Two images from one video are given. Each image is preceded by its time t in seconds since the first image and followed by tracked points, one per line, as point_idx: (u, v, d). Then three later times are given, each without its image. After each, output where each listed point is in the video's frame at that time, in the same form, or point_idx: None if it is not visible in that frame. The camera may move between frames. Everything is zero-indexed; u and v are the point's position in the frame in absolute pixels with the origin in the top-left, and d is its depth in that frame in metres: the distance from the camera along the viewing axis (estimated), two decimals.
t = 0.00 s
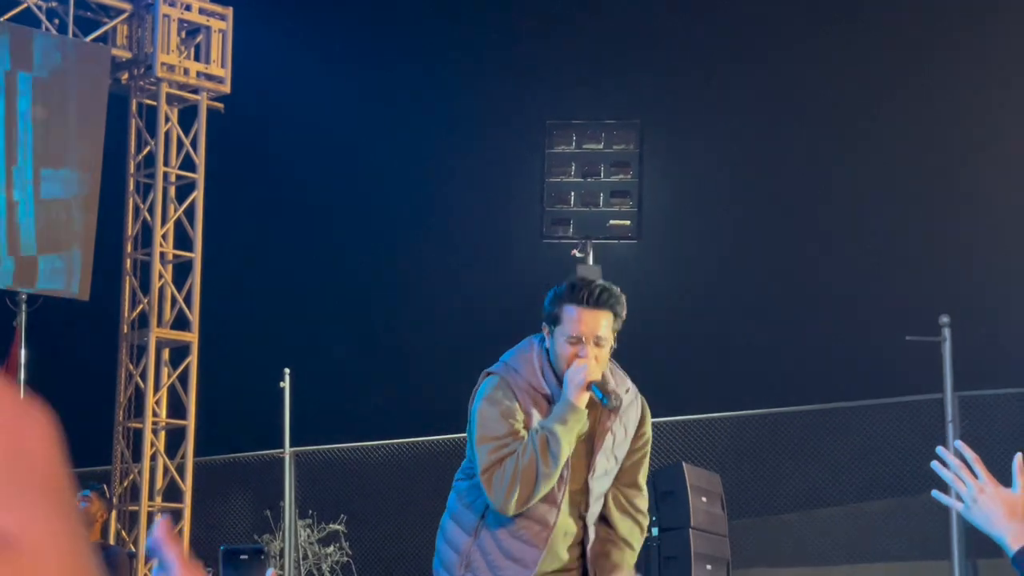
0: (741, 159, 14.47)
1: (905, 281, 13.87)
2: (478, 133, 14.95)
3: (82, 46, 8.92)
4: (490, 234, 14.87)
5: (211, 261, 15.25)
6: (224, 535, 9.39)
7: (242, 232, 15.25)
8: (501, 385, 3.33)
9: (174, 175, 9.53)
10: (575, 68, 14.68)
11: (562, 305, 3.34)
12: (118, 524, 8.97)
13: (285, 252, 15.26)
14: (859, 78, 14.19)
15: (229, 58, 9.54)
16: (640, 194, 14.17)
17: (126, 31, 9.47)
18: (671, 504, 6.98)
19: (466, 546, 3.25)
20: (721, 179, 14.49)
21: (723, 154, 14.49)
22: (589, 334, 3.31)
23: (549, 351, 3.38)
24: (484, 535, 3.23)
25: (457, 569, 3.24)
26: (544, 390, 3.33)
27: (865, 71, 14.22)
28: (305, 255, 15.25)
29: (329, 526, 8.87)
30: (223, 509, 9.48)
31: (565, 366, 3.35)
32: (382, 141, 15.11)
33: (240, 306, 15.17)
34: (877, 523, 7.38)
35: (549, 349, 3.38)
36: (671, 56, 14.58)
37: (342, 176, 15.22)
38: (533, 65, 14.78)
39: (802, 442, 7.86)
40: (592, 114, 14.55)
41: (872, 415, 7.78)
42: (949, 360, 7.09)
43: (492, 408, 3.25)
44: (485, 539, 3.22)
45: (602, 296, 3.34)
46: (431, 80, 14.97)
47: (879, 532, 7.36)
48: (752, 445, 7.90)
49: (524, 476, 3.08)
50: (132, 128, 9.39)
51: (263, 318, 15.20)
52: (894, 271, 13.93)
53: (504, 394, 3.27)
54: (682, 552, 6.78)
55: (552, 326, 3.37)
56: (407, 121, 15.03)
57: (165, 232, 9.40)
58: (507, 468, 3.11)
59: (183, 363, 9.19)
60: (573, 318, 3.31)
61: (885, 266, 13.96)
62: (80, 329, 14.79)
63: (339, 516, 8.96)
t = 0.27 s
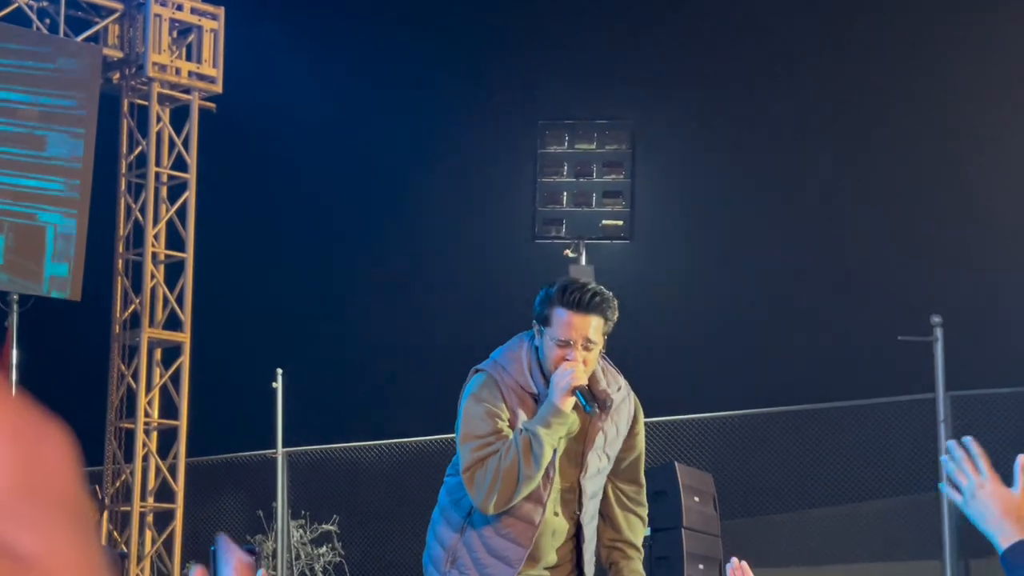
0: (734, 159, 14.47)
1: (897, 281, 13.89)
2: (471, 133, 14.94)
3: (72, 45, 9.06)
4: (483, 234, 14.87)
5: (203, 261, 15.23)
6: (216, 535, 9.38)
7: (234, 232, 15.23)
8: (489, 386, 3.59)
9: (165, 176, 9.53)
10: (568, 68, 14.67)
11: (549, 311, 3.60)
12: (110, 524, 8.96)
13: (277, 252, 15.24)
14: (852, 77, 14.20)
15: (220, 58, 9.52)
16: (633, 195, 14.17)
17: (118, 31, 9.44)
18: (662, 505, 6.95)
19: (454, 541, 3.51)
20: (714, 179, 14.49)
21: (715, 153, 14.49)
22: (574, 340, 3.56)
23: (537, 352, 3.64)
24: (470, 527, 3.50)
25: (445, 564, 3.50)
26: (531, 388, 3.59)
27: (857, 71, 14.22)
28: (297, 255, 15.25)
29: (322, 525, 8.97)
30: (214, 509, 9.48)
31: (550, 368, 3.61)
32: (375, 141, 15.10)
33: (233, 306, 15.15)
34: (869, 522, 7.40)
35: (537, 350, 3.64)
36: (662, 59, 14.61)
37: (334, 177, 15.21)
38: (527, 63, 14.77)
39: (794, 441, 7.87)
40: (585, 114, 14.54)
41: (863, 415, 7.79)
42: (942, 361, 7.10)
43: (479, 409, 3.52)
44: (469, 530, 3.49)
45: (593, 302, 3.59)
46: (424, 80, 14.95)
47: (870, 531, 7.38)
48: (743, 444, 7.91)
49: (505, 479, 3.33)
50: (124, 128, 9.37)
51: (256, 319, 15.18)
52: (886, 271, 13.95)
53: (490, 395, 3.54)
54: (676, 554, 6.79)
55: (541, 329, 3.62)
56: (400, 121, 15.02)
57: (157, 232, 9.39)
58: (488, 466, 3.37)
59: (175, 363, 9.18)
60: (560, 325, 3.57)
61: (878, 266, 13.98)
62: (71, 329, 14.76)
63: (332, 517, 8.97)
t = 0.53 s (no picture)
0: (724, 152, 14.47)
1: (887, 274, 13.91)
2: (461, 127, 14.93)
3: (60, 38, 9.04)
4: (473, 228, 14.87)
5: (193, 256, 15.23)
6: (206, 529, 9.39)
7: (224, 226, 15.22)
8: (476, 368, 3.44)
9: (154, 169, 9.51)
10: (558, 61, 14.67)
11: (532, 293, 3.43)
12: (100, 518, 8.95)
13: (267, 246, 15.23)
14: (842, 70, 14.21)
15: (209, 51, 9.50)
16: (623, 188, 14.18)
17: (106, 24, 9.45)
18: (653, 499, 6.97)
19: (446, 529, 3.34)
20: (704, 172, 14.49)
21: (706, 146, 14.49)
22: (558, 322, 3.39)
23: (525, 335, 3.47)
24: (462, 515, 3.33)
25: (438, 553, 3.33)
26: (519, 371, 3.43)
27: (847, 64, 14.23)
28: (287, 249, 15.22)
29: (313, 521, 8.93)
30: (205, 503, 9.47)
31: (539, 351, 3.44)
32: (365, 135, 15.10)
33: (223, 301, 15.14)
34: (860, 513, 7.41)
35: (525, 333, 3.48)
36: (652, 52, 14.61)
37: (324, 171, 15.20)
38: (516, 58, 14.77)
39: (785, 434, 7.88)
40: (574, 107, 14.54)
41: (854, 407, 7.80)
42: (930, 353, 7.11)
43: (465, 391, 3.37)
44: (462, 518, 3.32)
45: (578, 278, 3.42)
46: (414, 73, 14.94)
47: (861, 522, 7.39)
48: (734, 436, 7.92)
49: (492, 461, 3.17)
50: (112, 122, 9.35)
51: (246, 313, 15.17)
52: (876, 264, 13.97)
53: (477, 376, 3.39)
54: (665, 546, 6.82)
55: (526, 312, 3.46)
56: (390, 115, 15.01)
57: (146, 226, 9.37)
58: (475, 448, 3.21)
59: (165, 357, 9.17)
60: (543, 306, 3.40)
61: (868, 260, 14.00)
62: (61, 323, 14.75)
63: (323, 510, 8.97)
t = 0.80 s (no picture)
0: (719, 150, 14.49)
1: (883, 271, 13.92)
2: (456, 125, 14.93)
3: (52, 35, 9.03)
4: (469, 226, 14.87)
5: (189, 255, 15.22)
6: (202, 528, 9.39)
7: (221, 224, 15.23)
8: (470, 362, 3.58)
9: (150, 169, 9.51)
10: (553, 60, 14.69)
11: (526, 265, 3.68)
12: (96, 517, 8.94)
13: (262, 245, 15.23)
14: (837, 69, 14.24)
15: (205, 50, 9.51)
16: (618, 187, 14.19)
17: (102, 23, 9.45)
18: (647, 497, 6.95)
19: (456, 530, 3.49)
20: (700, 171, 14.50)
21: (701, 145, 14.50)
22: (558, 288, 3.62)
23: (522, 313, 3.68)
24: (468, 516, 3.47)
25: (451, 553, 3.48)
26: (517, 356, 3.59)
27: (842, 62, 14.26)
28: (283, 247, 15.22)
29: (309, 518, 8.87)
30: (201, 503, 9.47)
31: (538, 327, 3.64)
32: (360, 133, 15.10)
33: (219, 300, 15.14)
34: (856, 512, 7.42)
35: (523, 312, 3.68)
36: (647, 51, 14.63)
37: (320, 169, 15.19)
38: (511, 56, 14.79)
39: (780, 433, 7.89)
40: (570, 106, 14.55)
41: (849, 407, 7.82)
42: (925, 349, 7.13)
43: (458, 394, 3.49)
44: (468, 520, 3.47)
45: (565, 248, 3.68)
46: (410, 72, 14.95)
47: (857, 521, 7.40)
48: (729, 437, 7.94)
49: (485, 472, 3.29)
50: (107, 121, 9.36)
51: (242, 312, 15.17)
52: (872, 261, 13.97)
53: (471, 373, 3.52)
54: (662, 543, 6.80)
55: (521, 287, 3.68)
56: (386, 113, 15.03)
57: (142, 225, 9.36)
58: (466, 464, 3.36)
59: (161, 356, 9.17)
60: (540, 274, 3.64)
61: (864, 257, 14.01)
62: (58, 322, 14.76)
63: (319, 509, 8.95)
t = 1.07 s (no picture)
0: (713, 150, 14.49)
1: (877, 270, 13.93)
2: (449, 125, 14.92)
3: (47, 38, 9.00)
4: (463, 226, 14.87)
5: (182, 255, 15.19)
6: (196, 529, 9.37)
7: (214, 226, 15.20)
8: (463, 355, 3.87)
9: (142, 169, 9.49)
10: (546, 60, 14.69)
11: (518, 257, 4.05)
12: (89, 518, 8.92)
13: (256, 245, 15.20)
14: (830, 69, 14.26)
15: (197, 51, 9.49)
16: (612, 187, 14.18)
17: (94, 24, 9.41)
18: (641, 496, 6.94)
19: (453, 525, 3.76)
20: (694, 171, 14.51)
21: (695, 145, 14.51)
22: (549, 278, 4.01)
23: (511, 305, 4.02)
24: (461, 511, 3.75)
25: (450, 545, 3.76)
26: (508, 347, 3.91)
27: (835, 62, 14.27)
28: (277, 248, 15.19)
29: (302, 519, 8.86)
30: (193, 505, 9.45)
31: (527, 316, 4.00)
32: (353, 133, 15.09)
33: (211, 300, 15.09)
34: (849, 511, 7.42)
35: (511, 303, 4.03)
36: (640, 52, 14.63)
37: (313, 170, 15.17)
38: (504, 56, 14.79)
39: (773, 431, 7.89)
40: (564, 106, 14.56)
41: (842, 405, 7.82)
42: (918, 350, 7.12)
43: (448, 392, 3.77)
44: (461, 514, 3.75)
45: (550, 243, 4.08)
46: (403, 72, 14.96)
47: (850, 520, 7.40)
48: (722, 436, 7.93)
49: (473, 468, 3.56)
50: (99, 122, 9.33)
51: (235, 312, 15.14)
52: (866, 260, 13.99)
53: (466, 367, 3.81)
54: (655, 543, 6.80)
55: (510, 281, 4.06)
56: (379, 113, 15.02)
57: (134, 225, 9.33)
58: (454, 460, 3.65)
59: (153, 356, 9.15)
60: (532, 266, 4.02)
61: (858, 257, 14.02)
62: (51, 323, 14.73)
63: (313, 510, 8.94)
